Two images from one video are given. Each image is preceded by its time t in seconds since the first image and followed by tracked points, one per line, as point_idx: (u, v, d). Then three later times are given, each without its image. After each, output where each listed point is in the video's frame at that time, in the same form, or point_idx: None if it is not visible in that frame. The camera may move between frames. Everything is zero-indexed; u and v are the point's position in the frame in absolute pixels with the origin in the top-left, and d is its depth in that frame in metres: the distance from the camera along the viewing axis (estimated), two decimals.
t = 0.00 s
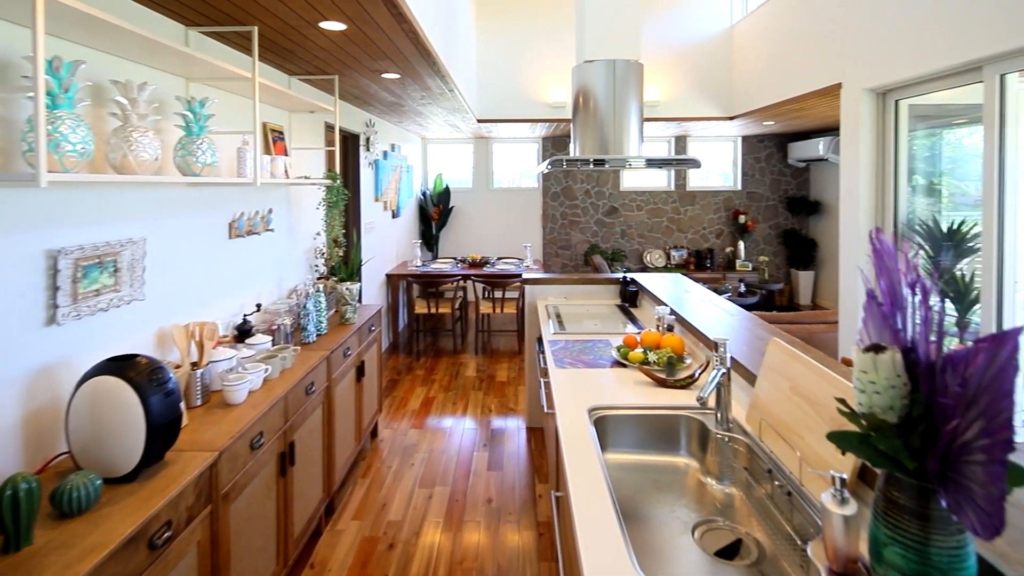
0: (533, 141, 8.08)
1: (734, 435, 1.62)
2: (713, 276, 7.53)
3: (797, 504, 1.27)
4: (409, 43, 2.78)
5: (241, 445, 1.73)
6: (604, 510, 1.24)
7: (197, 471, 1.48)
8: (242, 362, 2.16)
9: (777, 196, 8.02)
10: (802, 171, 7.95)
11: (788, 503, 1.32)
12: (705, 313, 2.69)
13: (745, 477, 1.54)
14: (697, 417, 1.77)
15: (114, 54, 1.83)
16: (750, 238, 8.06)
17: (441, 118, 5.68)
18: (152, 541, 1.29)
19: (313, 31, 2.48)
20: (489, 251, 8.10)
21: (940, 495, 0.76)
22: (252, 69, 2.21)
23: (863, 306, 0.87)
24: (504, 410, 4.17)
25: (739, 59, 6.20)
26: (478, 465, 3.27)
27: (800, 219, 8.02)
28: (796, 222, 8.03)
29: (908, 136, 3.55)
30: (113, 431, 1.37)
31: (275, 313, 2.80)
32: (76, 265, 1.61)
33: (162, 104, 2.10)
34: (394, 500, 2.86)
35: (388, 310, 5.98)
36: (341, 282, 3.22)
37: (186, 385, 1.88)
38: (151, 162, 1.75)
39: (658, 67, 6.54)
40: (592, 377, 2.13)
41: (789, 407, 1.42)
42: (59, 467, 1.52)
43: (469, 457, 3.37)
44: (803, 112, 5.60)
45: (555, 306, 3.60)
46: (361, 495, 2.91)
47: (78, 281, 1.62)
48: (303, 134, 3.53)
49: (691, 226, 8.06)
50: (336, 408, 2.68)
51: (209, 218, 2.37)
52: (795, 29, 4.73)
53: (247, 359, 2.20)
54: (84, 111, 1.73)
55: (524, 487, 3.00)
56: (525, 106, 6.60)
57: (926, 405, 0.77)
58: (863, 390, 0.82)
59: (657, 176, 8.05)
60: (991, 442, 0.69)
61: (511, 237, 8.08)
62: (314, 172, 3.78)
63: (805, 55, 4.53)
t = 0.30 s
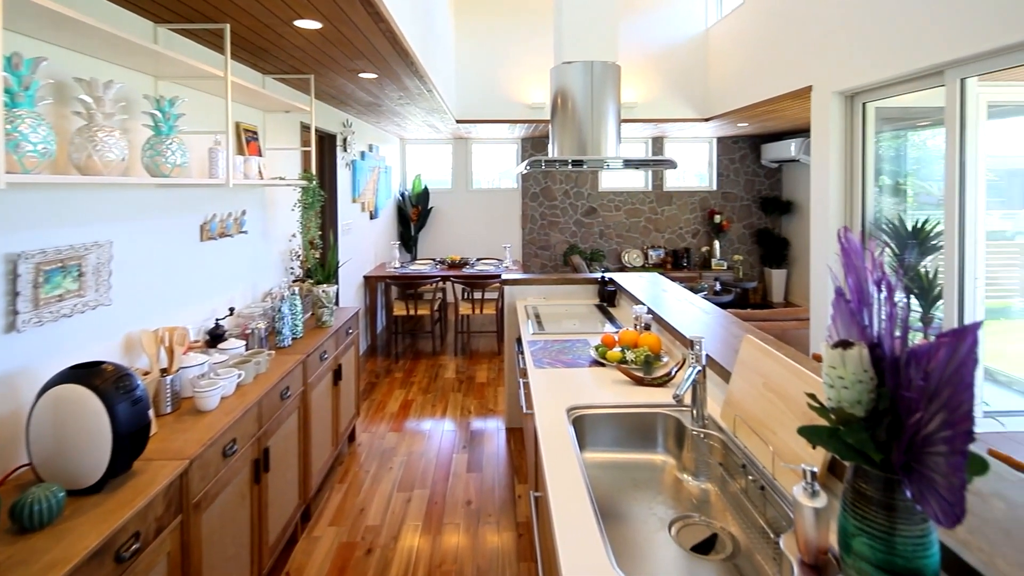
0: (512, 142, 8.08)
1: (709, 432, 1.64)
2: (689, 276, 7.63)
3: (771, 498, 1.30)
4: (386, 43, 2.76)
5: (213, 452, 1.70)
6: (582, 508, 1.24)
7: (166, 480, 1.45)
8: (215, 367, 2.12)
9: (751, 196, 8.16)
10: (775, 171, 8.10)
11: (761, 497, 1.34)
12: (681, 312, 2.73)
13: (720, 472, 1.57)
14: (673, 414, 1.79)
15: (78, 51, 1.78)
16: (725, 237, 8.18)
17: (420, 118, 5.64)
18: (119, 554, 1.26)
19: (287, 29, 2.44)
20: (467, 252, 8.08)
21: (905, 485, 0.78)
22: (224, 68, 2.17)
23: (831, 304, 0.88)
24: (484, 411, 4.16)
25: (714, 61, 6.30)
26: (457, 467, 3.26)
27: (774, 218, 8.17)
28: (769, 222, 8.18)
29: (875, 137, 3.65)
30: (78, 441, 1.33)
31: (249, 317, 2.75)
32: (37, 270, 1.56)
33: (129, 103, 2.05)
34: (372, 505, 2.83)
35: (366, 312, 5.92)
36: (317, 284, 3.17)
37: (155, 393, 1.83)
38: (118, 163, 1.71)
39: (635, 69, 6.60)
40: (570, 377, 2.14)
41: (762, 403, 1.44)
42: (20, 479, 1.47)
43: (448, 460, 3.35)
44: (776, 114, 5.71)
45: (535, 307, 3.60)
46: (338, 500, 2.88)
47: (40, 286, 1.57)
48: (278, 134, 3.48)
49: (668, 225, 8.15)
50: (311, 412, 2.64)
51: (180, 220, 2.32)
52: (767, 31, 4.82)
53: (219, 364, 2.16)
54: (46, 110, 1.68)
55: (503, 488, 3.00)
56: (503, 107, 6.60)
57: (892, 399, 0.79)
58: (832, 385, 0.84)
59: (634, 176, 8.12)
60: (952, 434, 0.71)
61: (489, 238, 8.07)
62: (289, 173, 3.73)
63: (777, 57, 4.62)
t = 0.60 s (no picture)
0: (497, 143, 8.08)
1: (693, 430, 1.66)
2: (673, 275, 7.69)
3: (753, 494, 1.31)
4: (370, 42, 2.74)
5: (192, 458, 1.67)
6: (567, 508, 1.24)
7: (144, 487, 1.42)
8: (195, 372, 2.09)
9: (734, 197, 8.25)
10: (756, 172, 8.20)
11: (743, 493, 1.35)
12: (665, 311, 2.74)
13: (703, 469, 1.58)
14: (658, 413, 1.80)
15: (52, 49, 1.74)
16: (708, 237, 8.26)
17: (404, 118, 5.61)
18: (95, 563, 1.23)
19: (269, 28, 2.42)
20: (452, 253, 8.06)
21: (882, 480, 0.80)
22: (204, 66, 2.14)
23: (811, 302, 0.90)
24: (469, 412, 4.15)
25: (697, 63, 6.36)
26: (443, 468, 3.25)
27: (755, 218, 8.26)
28: (751, 222, 8.28)
29: (853, 138, 3.70)
30: (50, 449, 1.30)
31: (230, 320, 2.72)
32: (8, 273, 1.53)
33: (105, 101, 2.01)
34: (356, 508, 2.81)
35: (351, 314, 5.87)
36: (300, 286, 3.14)
37: (132, 398, 1.79)
38: (93, 163, 1.67)
39: (619, 70, 6.64)
40: (555, 377, 2.14)
41: (744, 400, 1.46)
42: None
43: (434, 461, 3.34)
44: (758, 115, 5.78)
45: (520, 307, 3.60)
46: (322, 504, 2.85)
47: (11, 289, 1.54)
48: (259, 135, 3.44)
49: (653, 226, 8.21)
50: (294, 416, 2.61)
51: (158, 221, 2.28)
52: (749, 32, 4.87)
53: (199, 368, 2.12)
54: (19, 109, 1.64)
55: (489, 488, 3.00)
56: (488, 107, 6.59)
57: (869, 395, 0.80)
58: (812, 382, 0.85)
59: (619, 177, 8.17)
60: (927, 429, 0.72)
61: (475, 238, 8.06)
62: (271, 174, 3.68)
63: (758, 58, 4.68)
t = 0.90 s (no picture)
0: (482, 143, 8.07)
1: (675, 427, 1.67)
2: (656, 275, 7.76)
3: (734, 490, 1.33)
4: (353, 41, 2.72)
5: (170, 465, 1.64)
6: (550, 508, 1.25)
7: (119, 495, 1.40)
8: (172, 376, 2.05)
9: (715, 197, 8.34)
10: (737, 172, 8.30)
11: (725, 489, 1.37)
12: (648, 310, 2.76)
13: (685, 467, 1.60)
14: (641, 411, 1.81)
15: (23, 47, 1.70)
16: (690, 236, 8.33)
17: (388, 118, 5.57)
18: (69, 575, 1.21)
19: (249, 26, 2.38)
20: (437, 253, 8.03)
21: (858, 474, 0.81)
22: (182, 65, 2.11)
23: (790, 300, 0.91)
24: (454, 414, 4.14)
25: (679, 64, 6.41)
26: (427, 471, 3.24)
27: (737, 218, 8.36)
28: (732, 221, 8.37)
29: (830, 139, 3.76)
30: (21, 458, 1.26)
31: (209, 323, 2.67)
32: None
33: (78, 101, 1.97)
34: (339, 513, 2.78)
35: (334, 316, 5.81)
36: (281, 288, 3.09)
37: (106, 405, 1.76)
38: (66, 163, 1.64)
39: (603, 71, 6.68)
40: (539, 377, 2.14)
41: (726, 398, 1.47)
42: None
43: (418, 464, 3.32)
44: (738, 116, 5.85)
45: (504, 307, 3.60)
46: (304, 509, 2.82)
47: None
48: (239, 135, 3.39)
49: (637, 226, 8.27)
50: (276, 420, 2.58)
51: (134, 224, 2.24)
52: (730, 34, 4.93)
53: (177, 373, 2.09)
54: None
55: (474, 490, 3.00)
56: (473, 107, 6.58)
57: (846, 391, 0.82)
58: (790, 378, 0.86)
59: (603, 177, 8.21)
60: (901, 424, 0.73)
61: (459, 239, 8.05)
62: (252, 174, 3.63)
63: (739, 60, 4.73)
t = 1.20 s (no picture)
0: (464, 144, 8.06)
1: (656, 425, 1.69)
2: (638, 275, 7.83)
3: (714, 486, 1.34)
4: (333, 40, 2.69)
5: (143, 473, 1.61)
6: (532, 508, 1.24)
7: (89, 506, 1.36)
8: (145, 383, 2.01)
9: (695, 197, 8.43)
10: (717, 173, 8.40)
11: (704, 486, 1.38)
12: (630, 310, 2.79)
13: (666, 465, 1.61)
14: (622, 410, 1.82)
15: None
16: (671, 236, 8.41)
17: (369, 118, 5.52)
18: None
19: (226, 24, 2.35)
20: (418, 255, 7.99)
21: (832, 468, 0.83)
22: (155, 63, 2.07)
23: (766, 298, 0.92)
24: (436, 416, 4.13)
25: (659, 65, 6.48)
26: (409, 473, 3.22)
27: (716, 218, 8.46)
28: (712, 221, 8.47)
29: (806, 140, 3.83)
30: None
31: (185, 328, 2.62)
32: None
33: (46, 99, 1.93)
34: (319, 518, 2.75)
35: (314, 318, 5.74)
36: (260, 291, 3.05)
37: (77, 413, 1.71)
38: (33, 164, 1.60)
39: (585, 72, 6.72)
40: (521, 377, 2.14)
41: (706, 396, 1.49)
42: None
43: (399, 467, 3.30)
44: (718, 118, 5.93)
45: (486, 308, 3.60)
46: (283, 515, 2.79)
47: None
48: (216, 135, 3.34)
49: (618, 226, 8.32)
50: (254, 425, 2.55)
51: (105, 226, 2.19)
52: (708, 36, 4.99)
53: (150, 379, 2.05)
54: None
55: (456, 492, 2.99)
56: (455, 108, 6.56)
57: (820, 387, 0.83)
58: (766, 375, 0.87)
59: (585, 178, 8.25)
60: (873, 418, 0.75)
61: (440, 240, 8.02)
62: (229, 175, 3.57)
63: (717, 62, 4.80)
